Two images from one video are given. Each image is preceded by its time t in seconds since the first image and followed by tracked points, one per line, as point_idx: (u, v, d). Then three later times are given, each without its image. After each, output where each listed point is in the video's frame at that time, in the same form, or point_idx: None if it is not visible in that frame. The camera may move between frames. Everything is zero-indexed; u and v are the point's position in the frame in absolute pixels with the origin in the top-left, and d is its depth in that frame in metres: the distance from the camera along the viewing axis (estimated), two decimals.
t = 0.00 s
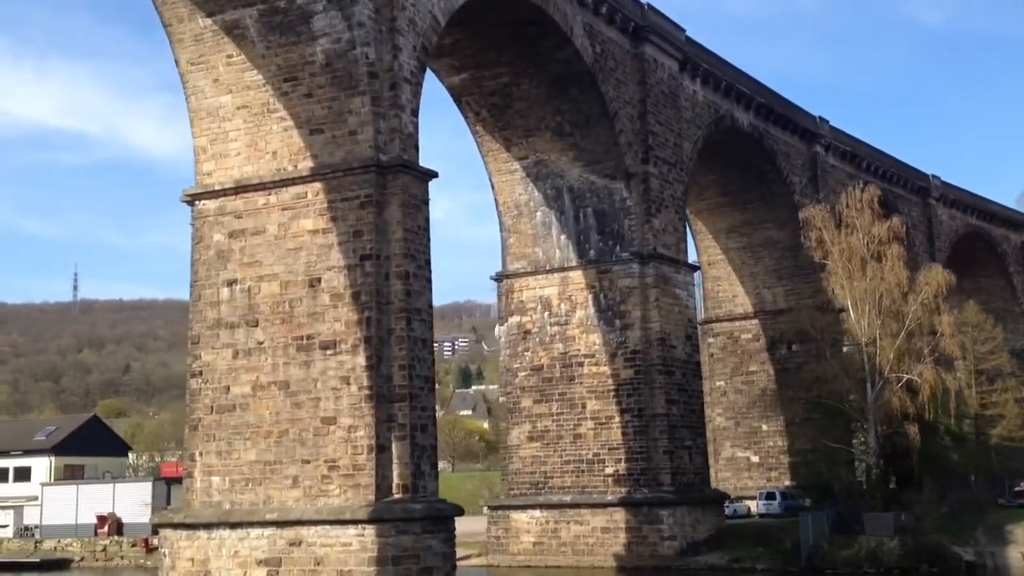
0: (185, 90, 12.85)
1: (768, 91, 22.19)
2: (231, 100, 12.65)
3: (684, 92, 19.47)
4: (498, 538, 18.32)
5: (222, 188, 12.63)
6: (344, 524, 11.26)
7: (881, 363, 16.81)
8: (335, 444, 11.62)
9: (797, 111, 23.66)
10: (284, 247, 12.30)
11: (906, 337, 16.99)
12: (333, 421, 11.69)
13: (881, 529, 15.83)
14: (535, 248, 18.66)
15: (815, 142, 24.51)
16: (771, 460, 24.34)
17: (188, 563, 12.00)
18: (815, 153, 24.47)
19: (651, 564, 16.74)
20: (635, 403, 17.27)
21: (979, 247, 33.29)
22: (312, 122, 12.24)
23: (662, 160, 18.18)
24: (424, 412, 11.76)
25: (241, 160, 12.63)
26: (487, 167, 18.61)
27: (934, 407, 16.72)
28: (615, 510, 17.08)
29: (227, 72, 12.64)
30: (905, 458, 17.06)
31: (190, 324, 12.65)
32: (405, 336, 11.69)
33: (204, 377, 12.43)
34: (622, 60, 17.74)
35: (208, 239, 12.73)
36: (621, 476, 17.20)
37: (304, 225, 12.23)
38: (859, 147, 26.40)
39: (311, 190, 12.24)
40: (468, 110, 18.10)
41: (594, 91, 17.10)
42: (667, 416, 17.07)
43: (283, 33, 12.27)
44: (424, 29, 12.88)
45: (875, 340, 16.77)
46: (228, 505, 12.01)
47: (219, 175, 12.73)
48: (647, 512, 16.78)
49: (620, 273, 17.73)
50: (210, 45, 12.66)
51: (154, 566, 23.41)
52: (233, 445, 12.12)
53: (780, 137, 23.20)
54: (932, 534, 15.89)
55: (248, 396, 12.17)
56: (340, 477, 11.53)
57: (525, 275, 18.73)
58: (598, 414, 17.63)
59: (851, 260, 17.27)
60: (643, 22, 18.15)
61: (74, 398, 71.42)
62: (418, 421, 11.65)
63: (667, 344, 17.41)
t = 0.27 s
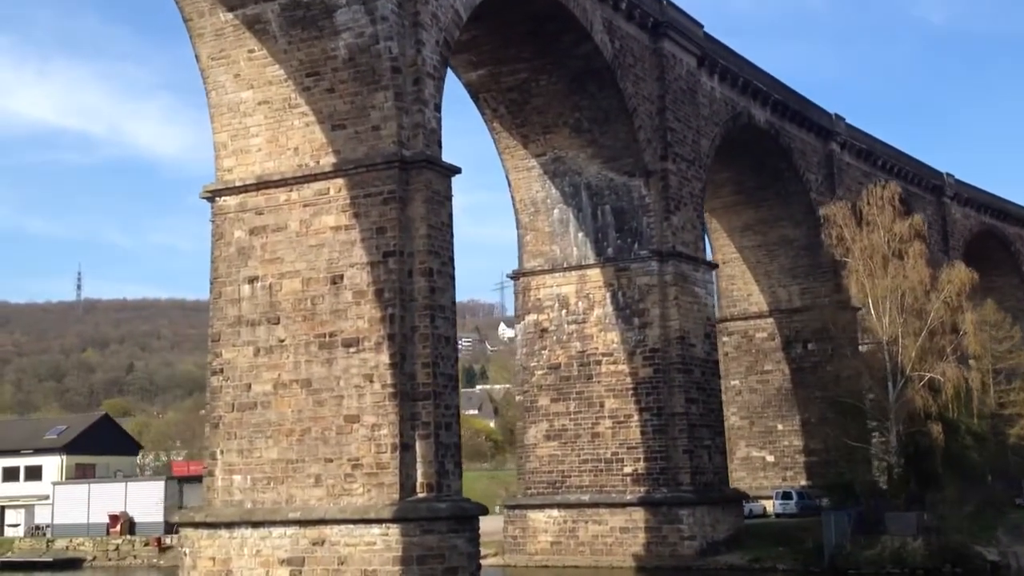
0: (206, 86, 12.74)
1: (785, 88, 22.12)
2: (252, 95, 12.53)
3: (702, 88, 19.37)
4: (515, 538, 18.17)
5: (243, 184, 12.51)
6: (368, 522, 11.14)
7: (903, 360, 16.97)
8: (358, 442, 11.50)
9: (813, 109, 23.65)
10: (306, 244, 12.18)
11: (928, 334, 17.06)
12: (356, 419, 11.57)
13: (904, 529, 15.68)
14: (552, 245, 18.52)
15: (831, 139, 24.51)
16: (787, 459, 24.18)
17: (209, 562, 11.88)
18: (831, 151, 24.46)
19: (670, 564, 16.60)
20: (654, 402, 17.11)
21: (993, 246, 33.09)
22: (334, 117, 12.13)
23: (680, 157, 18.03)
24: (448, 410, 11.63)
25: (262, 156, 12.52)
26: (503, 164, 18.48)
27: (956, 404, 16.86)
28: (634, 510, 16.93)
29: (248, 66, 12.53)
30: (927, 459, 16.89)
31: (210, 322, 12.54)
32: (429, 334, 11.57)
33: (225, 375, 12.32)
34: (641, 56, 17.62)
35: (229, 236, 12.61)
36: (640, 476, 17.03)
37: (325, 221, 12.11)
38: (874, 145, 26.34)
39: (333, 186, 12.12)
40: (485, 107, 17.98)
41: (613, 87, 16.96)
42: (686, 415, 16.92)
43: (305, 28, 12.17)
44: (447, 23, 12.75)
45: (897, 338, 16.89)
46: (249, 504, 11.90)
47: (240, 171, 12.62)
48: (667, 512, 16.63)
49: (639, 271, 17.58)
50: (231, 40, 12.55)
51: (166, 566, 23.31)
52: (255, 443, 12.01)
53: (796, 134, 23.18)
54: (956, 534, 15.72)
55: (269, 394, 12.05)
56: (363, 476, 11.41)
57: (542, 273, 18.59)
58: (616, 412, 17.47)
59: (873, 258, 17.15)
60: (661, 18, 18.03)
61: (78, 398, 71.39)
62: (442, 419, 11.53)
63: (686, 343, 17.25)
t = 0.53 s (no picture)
0: (225, 81, 12.64)
1: (801, 85, 22.02)
2: (272, 91, 12.41)
3: (719, 85, 19.25)
4: (532, 538, 18.05)
5: (263, 180, 12.40)
6: (392, 522, 11.02)
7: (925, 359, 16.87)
8: (381, 441, 11.38)
9: (828, 106, 23.55)
10: (327, 241, 12.06)
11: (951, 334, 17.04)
12: (379, 417, 11.46)
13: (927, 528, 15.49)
14: (568, 243, 18.38)
15: (846, 137, 24.41)
16: (802, 459, 24.03)
17: (230, 562, 11.75)
18: (846, 148, 24.35)
19: (690, 564, 16.47)
20: (673, 401, 16.98)
21: (1005, 244, 32.93)
22: (356, 112, 12.01)
23: (698, 154, 17.89)
24: (472, 409, 11.50)
25: (283, 152, 12.40)
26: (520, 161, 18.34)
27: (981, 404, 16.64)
28: (652, 510, 16.78)
29: (268, 62, 12.41)
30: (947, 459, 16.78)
31: (231, 319, 12.43)
32: (453, 332, 11.44)
33: (245, 373, 12.21)
34: (659, 52, 17.49)
35: (249, 232, 12.50)
36: (659, 475, 16.89)
37: (347, 218, 11.99)
38: (888, 143, 26.21)
39: (354, 182, 12.00)
40: (501, 103, 17.85)
41: (631, 83, 16.82)
42: (705, 414, 16.76)
43: (326, 22, 12.05)
44: (469, 18, 12.62)
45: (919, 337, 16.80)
46: (271, 503, 11.78)
47: (260, 168, 12.51)
48: (686, 512, 16.49)
49: (657, 269, 17.43)
50: (251, 35, 12.45)
51: (177, 566, 23.19)
52: (276, 442, 11.89)
53: (811, 131, 23.07)
54: (980, 534, 15.56)
55: (291, 392, 11.94)
56: (387, 475, 11.29)
57: (558, 271, 18.45)
58: (634, 411, 17.33)
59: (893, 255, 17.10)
60: (679, 13, 17.90)
61: (82, 397, 71.38)
62: (465, 417, 11.40)
63: (705, 341, 17.10)
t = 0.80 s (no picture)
0: (246, 76, 12.54)
1: (817, 82, 21.94)
2: (293, 86, 12.31)
3: (737, 81, 19.13)
4: (550, 537, 17.93)
5: (285, 176, 12.29)
6: (417, 521, 10.90)
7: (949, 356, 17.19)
8: (405, 439, 11.27)
9: (844, 103, 23.46)
10: (350, 237, 11.95)
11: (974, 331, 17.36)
12: (403, 415, 11.34)
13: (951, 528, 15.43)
14: (586, 240, 18.23)
15: (862, 134, 24.30)
16: (818, 458, 23.88)
17: (252, 561, 11.65)
18: (862, 145, 24.25)
19: (710, 564, 16.35)
20: (692, 399, 16.84)
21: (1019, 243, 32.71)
22: (379, 107, 11.89)
23: (717, 150, 17.75)
24: (497, 407, 11.37)
25: (304, 147, 12.30)
26: (537, 158, 18.21)
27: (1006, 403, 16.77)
28: (672, 509, 16.65)
29: (290, 56, 12.32)
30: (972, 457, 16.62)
31: (252, 316, 12.33)
32: (478, 328, 11.31)
33: (267, 370, 12.11)
34: (678, 47, 17.38)
35: (270, 229, 12.39)
36: (678, 474, 16.75)
37: (370, 214, 11.88)
38: (903, 140, 26.08)
39: (377, 178, 11.89)
40: (519, 99, 17.73)
41: (651, 78, 16.69)
42: (725, 412, 16.61)
43: (349, 16, 11.96)
44: (492, 12, 12.49)
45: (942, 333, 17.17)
46: (294, 502, 11.68)
47: (282, 163, 12.39)
48: (706, 511, 16.36)
49: (676, 266, 17.28)
50: (272, 29, 12.36)
51: (189, 565, 23.10)
52: (299, 440, 11.80)
53: (827, 128, 22.99)
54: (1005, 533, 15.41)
55: (313, 389, 11.84)
56: (411, 473, 11.17)
57: (575, 269, 18.30)
58: (653, 409, 17.18)
59: (914, 252, 17.59)
60: (698, 9, 17.78)
61: (86, 396, 71.37)
62: (491, 415, 11.27)
63: (724, 339, 16.94)
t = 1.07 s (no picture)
0: (269, 71, 12.44)
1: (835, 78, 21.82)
2: (316, 80, 12.22)
3: (757, 77, 19.00)
4: (568, 536, 17.80)
5: (308, 171, 12.18)
6: (443, 520, 10.78)
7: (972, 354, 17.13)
8: (431, 437, 11.15)
9: (861, 100, 23.33)
10: (373, 233, 11.83)
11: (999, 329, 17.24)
12: (428, 413, 11.22)
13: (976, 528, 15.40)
14: (604, 237, 18.07)
15: (879, 131, 24.15)
16: (835, 458, 23.72)
17: (276, 560, 11.56)
18: (879, 142, 24.11)
19: (731, 564, 16.22)
20: (713, 398, 16.67)
21: None
22: (403, 102, 11.77)
23: (738, 147, 17.60)
24: (523, 405, 11.24)
25: (327, 142, 12.19)
26: (555, 154, 18.07)
27: None
28: (692, 509, 16.51)
29: (313, 51, 12.23)
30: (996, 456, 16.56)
31: (274, 313, 12.22)
32: (503, 325, 11.17)
33: (290, 368, 12.01)
34: (698, 43, 17.24)
35: (292, 225, 12.29)
36: (698, 473, 16.60)
37: (394, 209, 11.75)
38: (920, 137, 25.90)
39: (401, 173, 11.76)
40: (537, 95, 17.61)
41: (671, 74, 16.54)
42: (746, 411, 16.46)
43: (373, 10, 11.86)
44: (517, 5, 12.35)
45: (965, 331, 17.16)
46: (317, 501, 11.57)
47: (304, 159, 12.29)
48: (727, 510, 16.22)
49: (696, 263, 17.12)
50: (295, 23, 12.29)
51: (204, 564, 23.00)
52: (322, 438, 11.70)
53: (845, 125, 22.86)
54: None
55: (337, 387, 11.74)
56: (436, 472, 11.05)
57: (594, 266, 18.14)
58: (673, 408, 17.01)
59: (937, 250, 17.60)
60: (718, 4, 17.64)
61: (91, 395, 71.33)
62: (517, 413, 11.13)
63: (745, 337, 16.77)
